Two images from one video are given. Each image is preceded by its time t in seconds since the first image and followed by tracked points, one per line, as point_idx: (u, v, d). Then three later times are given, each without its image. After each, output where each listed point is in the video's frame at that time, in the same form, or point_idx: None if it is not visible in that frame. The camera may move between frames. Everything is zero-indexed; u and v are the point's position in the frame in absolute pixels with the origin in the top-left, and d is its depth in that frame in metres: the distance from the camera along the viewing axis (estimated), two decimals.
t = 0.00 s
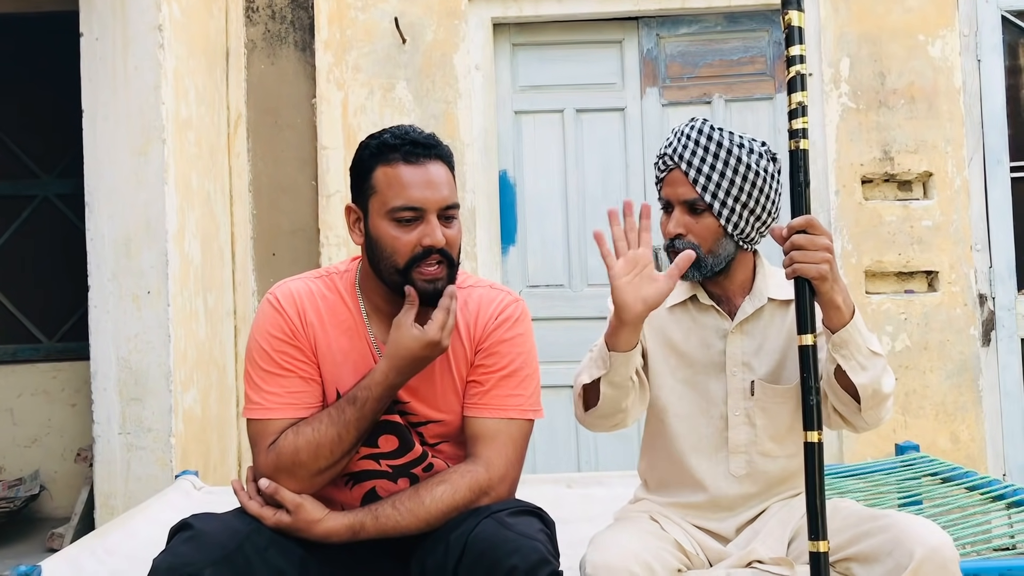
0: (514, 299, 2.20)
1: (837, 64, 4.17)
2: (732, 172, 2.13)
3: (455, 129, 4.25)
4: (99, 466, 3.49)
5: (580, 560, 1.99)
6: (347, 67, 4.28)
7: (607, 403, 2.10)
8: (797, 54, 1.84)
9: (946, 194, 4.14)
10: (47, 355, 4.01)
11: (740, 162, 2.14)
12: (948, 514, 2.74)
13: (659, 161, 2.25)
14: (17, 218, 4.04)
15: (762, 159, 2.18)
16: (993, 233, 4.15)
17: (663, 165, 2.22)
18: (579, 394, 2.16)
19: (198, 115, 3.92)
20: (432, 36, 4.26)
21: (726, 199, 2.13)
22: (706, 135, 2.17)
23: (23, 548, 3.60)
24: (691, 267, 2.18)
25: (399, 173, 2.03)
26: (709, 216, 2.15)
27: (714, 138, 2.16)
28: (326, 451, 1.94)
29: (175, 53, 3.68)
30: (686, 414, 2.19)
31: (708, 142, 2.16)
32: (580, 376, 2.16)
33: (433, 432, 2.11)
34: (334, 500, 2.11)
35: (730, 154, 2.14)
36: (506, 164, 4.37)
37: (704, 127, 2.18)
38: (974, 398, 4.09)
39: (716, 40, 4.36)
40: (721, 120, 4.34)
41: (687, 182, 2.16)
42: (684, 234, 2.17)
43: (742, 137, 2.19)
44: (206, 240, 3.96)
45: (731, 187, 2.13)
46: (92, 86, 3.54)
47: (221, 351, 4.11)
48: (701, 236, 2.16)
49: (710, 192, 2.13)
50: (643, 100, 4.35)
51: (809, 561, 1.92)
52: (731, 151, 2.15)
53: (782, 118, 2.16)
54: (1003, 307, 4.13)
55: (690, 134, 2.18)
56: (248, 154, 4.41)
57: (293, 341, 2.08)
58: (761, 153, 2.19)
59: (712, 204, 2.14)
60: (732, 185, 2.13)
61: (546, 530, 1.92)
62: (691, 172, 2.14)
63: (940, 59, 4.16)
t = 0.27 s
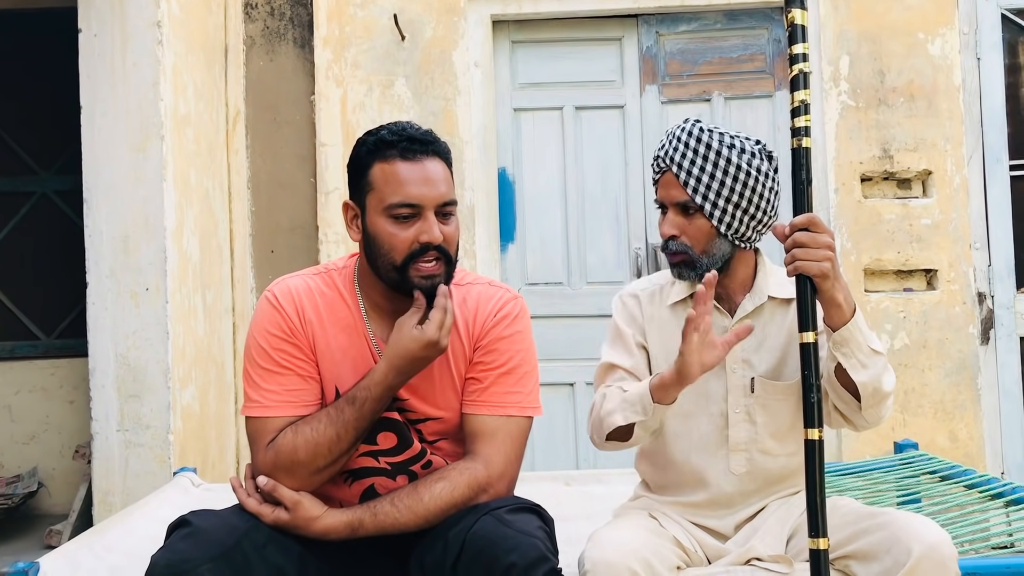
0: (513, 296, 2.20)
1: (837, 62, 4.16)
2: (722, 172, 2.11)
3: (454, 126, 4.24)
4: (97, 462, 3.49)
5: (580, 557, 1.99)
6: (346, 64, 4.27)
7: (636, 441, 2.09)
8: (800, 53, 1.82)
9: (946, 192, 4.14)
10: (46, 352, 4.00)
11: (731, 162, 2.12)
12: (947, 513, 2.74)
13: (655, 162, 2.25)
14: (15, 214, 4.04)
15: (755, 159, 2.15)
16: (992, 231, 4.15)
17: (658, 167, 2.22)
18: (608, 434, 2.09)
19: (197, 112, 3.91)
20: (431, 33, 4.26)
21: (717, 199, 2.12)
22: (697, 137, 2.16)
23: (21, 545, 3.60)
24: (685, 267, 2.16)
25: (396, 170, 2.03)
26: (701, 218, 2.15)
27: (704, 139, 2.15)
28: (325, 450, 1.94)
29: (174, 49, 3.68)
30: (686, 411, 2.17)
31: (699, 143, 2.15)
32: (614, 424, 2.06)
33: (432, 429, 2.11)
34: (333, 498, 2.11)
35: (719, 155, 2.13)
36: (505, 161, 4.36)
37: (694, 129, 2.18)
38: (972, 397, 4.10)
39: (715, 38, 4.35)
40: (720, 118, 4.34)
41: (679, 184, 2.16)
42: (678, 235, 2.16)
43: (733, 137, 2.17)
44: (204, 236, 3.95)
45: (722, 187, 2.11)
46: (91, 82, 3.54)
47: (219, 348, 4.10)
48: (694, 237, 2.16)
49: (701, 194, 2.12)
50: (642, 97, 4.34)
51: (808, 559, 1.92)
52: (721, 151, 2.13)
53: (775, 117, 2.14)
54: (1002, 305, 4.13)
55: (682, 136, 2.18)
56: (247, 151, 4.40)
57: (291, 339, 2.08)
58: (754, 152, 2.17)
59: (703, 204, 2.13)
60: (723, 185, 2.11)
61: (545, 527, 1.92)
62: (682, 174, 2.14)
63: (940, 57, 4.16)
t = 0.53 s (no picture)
0: (512, 293, 2.20)
1: (836, 60, 4.16)
2: (721, 170, 2.12)
3: (454, 124, 4.24)
4: (96, 460, 3.49)
5: (578, 554, 1.99)
6: (345, 61, 4.26)
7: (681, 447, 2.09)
8: (795, 58, 1.81)
9: (944, 191, 4.14)
10: (44, 349, 4.00)
11: (730, 161, 2.12)
12: (945, 511, 2.74)
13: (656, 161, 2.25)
14: (14, 211, 4.03)
15: (754, 157, 2.15)
16: (990, 230, 4.15)
17: (658, 166, 2.22)
18: (657, 447, 2.07)
19: (196, 109, 3.91)
20: (430, 30, 4.26)
21: (716, 198, 2.12)
22: (696, 135, 2.16)
23: (20, 542, 3.60)
24: (686, 265, 2.16)
25: (393, 166, 2.03)
26: (701, 216, 2.15)
27: (703, 138, 2.15)
28: (323, 449, 1.94)
29: (173, 47, 3.67)
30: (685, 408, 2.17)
31: (698, 142, 2.15)
32: (665, 439, 2.04)
33: (431, 426, 2.11)
34: (332, 496, 2.10)
35: (718, 153, 2.12)
36: (504, 159, 4.36)
37: (694, 128, 2.18)
38: (971, 395, 4.10)
39: (715, 36, 4.35)
40: (719, 116, 4.34)
41: (678, 183, 2.16)
42: (678, 233, 2.17)
43: (732, 136, 2.17)
44: (203, 234, 3.95)
45: (721, 185, 2.11)
46: (90, 80, 3.53)
47: (218, 346, 4.10)
48: (695, 235, 2.15)
49: (700, 193, 2.13)
50: (641, 95, 4.34)
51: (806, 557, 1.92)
52: (719, 150, 2.13)
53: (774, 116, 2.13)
54: (1001, 304, 4.13)
55: (682, 135, 2.18)
56: (246, 148, 4.40)
57: (290, 337, 2.08)
58: (752, 150, 2.16)
59: (703, 203, 2.13)
60: (722, 183, 2.11)
61: (544, 524, 1.92)
62: (681, 173, 2.14)
63: (939, 55, 4.16)
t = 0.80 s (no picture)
0: (511, 292, 2.20)
1: (835, 59, 4.16)
2: (726, 167, 2.12)
3: (452, 123, 4.24)
4: (94, 458, 3.48)
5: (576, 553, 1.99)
6: (344, 60, 4.26)
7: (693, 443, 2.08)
8: (784, 63, 1.81)
9: (943, 189, 4.14)
10: (42, 348, 4.00)
11: (735, 157, 2.13)
12: (943, 509, 2.74)
13: (659, 159, 2.26)
14: (12, 209, 4.03)
15: (758, 154, 2.17)
16: (989, 229, 4.16)
17: (663, 163, 2.22)
18: (670, 443, 2.05)
19: (194, 107, 3.90)
20: (429, 29, 4.26)
21: (721, 194, 2.13)
22: (702, 131, 2.16)
23: (18, 540, 3.60)
24: (690, 262, 2.16)
25: (393, 165, 2.03)
26: (706, 212, 2.15)
27: (709, 134, 2.15)
28: (322, 448, 1.94)
29: (171, 45, 3.67)
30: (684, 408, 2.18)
31: (704, 138, 2.15)
32: (679, 435, 2.02)
33: (430, 425, 2.11)
34: (331, 494, 2.10)
35: (724, 150, 2.14)
36: (503, 157, 4.36)
37: (698, 125, 2.18)
38: (969, 394, 4.11)
39: (714, 34, 4.35)
40: (718, 115, 4.34)
41: (683, 179, 2.16)
42: (683, 229, 2.16)
43: (737, 133, 2.18)
44: (201, 232, 3.95)
45: (727, 182, 2.12)
46: (88, 77, 3.53)
47: (216, 344, 4.10)
48: (699, 231, 2.15)
49: (706, 188, 2.13)
50: (640, 94, 4.35)
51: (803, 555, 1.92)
52: (725, 146, 2.14)
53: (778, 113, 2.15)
54: (999, 303, 4.13)
55: (687, 131, 2.18)
56: (244, 146, 4.39)
57: (288, 336, 2.08)
58: (757, 148, 2.18)
59: (708, 199, 2.14)
60: (728, 180, 2.12)
61: (543, 523, 1.92)
62: (687, 169, 2.14)
63: (938, 54, 4.16)
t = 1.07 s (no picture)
0: (509, 290, 2.20)
1: (834, 58, 4.17)
2: (730, 166, 2.13)
3: (451, 121, 4.24)
4: (92, 456, 3.48)
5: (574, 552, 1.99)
6: (343, 58, 4.26)
7: (689, 441, 2.08)
8: (783, 64, 1.81)
9: (941, 189, 4.15)
10: (41, 345, 3.99)
11: (739, 156, 2.14)
12: (941, 508, 2.74)
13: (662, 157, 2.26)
14: (10, 206, 4.02)
15: (762, 154, 2.18)
16: (987, 228, 4.16)
17: (666, 161, 2.22)
18: (666, 441, 2.05)
19: (193, 105, 3.90)
20: (428, 27, 4.26)
21: (725, 193, 2.13)
22: (706, 129, 2.16)
23: (16, 538, 3.60)
24: (693, 261, 2.16)
25: (394, 165, 2.02)
26: (709, 211, 2.15)
27: (713, 133, 2.15)
28: (320, 443, 1.94)
29: (170, 43, 3.67)
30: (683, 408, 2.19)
31: (707, 137, 2.15)
32: (674, 433, 2.03)
33: (428, 423, 2.11)
34: (329, 492, 2.10)
35: (728, 149, 2.14)
36: (502, 156, 4.36)
37: (703, 123, 2.18)
38: (967, 393, 4.11)
39: (713, 33, 4.35)
40: (717, 114, 4.34)
41: (687, 177, 2.16)
42: (686, 228, 2.17)
43: (741, 132, 2.19)
44: (200, 230, 3.94)
45: (730, 181, 2.13)
46: (87, 75, 3.53)
47: (215, 342, 4.10)
48: (703, 229, 2.15)
49: (709, 187, 2.13)
50: (639, 92, 4.35)
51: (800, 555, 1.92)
52: (729, 145, 2.14)
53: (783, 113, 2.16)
54: (997, 302, 4.13)
55: (691, 130, 2.19)
56: (243, 144, 4.39)
57: (287, 333, 2.08)
58: (761, 147, 2.19)
59: (712, 198, 2.14)
60: (731, 179, 2.13)
61: (541, 521, 1.92)
62: (691, 167, 2.14)
63: (936, 54, 4.16)
